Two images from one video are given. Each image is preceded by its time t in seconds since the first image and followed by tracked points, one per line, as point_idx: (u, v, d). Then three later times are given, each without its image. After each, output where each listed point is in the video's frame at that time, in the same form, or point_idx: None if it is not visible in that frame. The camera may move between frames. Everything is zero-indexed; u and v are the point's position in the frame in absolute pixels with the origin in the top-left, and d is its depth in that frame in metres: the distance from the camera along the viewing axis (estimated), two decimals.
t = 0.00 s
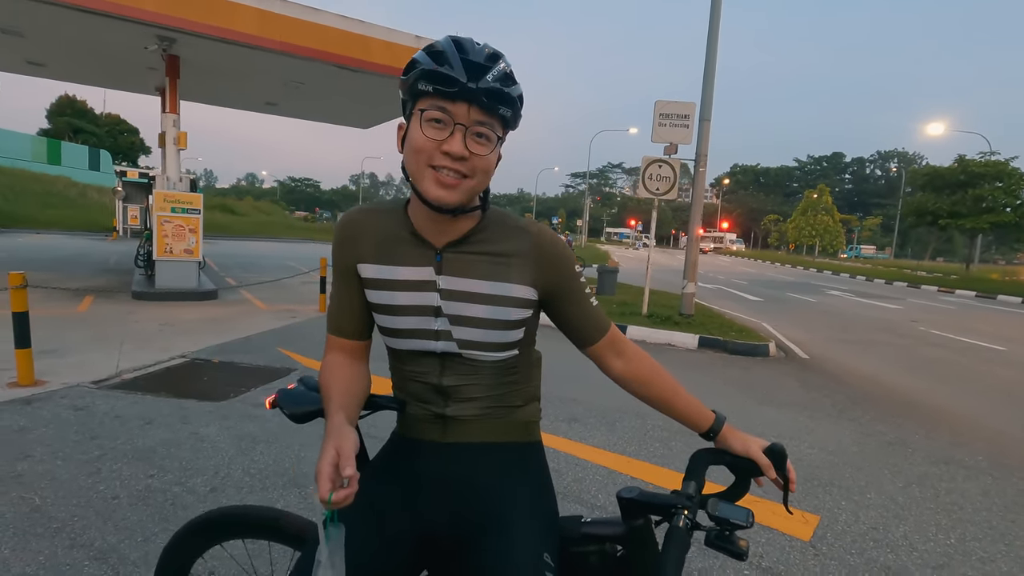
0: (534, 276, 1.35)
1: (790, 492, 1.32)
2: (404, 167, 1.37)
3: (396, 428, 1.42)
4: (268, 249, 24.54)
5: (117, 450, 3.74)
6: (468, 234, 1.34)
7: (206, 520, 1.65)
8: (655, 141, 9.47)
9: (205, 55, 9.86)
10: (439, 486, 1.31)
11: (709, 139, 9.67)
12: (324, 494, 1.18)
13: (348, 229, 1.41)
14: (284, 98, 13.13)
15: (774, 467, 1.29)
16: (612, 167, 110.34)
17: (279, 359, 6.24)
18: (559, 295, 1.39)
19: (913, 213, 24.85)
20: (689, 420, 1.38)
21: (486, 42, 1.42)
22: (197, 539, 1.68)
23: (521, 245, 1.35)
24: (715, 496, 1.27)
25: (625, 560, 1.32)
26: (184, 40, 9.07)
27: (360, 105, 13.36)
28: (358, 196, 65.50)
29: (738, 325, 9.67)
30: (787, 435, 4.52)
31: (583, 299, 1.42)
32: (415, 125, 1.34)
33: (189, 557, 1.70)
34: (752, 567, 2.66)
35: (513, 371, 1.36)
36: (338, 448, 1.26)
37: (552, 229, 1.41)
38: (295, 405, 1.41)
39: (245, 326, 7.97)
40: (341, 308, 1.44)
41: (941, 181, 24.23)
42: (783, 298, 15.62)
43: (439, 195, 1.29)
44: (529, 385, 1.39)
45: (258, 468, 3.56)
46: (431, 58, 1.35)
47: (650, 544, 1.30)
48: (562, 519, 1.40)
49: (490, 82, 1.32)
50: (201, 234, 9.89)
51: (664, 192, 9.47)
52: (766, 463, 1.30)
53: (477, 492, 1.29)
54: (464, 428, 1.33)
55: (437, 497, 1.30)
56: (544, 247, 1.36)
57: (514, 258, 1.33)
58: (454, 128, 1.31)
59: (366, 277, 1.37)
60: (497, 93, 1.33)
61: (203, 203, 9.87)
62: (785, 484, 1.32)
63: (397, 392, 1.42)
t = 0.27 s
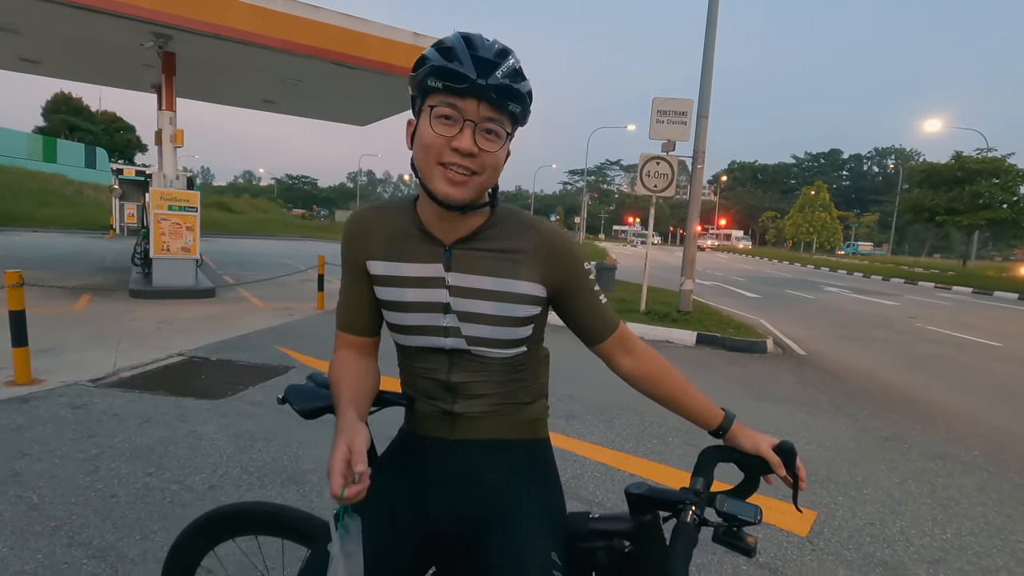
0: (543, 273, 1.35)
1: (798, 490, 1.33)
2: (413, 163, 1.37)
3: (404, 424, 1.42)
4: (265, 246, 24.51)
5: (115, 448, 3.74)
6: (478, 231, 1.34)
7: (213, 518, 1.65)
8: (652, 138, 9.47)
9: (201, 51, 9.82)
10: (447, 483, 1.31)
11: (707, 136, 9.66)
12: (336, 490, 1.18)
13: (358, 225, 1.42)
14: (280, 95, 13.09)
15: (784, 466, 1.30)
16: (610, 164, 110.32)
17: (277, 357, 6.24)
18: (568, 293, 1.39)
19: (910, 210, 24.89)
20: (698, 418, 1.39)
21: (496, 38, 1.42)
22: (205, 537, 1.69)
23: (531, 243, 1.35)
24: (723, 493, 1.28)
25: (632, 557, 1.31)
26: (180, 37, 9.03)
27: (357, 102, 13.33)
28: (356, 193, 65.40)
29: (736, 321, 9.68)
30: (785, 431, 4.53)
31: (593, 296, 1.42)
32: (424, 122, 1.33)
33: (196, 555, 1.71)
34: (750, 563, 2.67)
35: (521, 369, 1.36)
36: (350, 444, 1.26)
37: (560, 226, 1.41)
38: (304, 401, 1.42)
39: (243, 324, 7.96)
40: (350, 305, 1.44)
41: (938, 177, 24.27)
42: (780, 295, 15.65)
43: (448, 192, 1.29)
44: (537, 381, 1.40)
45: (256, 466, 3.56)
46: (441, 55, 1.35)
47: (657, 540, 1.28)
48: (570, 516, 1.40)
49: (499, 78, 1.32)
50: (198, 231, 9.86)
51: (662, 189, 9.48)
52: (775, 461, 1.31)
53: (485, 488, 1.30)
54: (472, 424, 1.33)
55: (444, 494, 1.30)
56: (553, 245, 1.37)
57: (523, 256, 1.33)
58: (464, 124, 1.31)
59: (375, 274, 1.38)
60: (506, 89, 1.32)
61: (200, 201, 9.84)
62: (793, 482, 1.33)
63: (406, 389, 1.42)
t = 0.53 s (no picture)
0: (548, 270, 1.36)
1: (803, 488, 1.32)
2: (419, 159, 1.36)
3: (406, 422, 1.42)
4: (263, 243, 24.46)
5: (114, 445, 3.74)
6: (483, 228, 1.35)
7: (215, 515, 1.65)
8: (650, 134, 9.47)
9: (198, 47, 9.79)
10: (450, 480, 1.32)
11: (705, 132, 9.66)
12: (345, 487, 1.20)
13: (362, 222, 1.42)
14: (278, 91, 13.05)
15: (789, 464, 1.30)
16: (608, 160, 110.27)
17: (276, 354, 6.24)
18: (571, 290, 1.40)
19: (907, 206, 24.92)
20: (700, 415, 1.39)
21: (503, 35, 1.42)
22: (207, 535, 1.69)
23: (537, 240, 1.36)
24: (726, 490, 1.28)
25: (635, 554, 1.31)
26: (175, 33, 9.00)
27: (354, 98, 13.29)
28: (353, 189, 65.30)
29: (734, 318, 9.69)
30: (783, 427, 4.55)
31: (598, 294, 1.43)
32: (431, 117, 1.33)
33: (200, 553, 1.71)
34: (748, 558, 2.68)
35: (524, 366, 1.37)
36: (358, 442, 1.27)
37: (563, 223, 1.42)
38: (305, 398, 1.42)
39: (241, 321, 7.95)
40: (352, 301, 1.44)
41: (935, 173, 24.30)
42: (778, 291, 15.67)
43: (455, 188, 1.30)
44: (540, 379, 1.41)
45: (255, 463, 3.57)
46: (449, 50, 1.35)
47: (661, 537, 1.29)
48: (572, 513, 1.41)
49: (508, 75, 1.32)
50: (195, 228, 9.84)
51: (660, 185, 9.47)
52: (780, 458, 1.29)
53: (488, 485, 1.30)
54: (475, 421, 1.34)
55: (448, 492, 1.31)
56: (557, 241, 1.37)
57: (528, 253, 1.35)
58: (471, 120, 1.31)
59: (379, 271, 1.38)
60: (514, 86, 1.33)
61: (197, 198, 9.82)
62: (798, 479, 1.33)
63: (408, 387, 1.42)
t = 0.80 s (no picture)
0: (535, 264, 1.36)
1: (786, 479, 1.33)
2: (404, 152, 1.36)
3: (392, 418, 1.42)
4: (258, 239, 24.39)
5: (110, 442, 3.73)
6: (469, 222, 1.35)
7: (212, 508, 1.66)
8: (646, 129, 9.47)
9: (191, 42, 9.74)
10: (437, 475, 1.32)
11: (701, 127, 9.67)
12: (333, 485, 1.20)
13: (347, 217, 1.41)
14: (272, 86, 13.00)
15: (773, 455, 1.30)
16: (604, 155, 110.24)
17: (272, 350, 6.23)
18: (557, 285, 1.40)
19: (902, 200, 25.00)
20: (686, 409, 1.40)
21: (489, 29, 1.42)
22: (201, 528, 1.69)
23: (524, 235, 1.36)
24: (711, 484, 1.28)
25: (621, 548, 1.32)
26: (169, 27, 8.94)
27: (350, 94, 13.25)
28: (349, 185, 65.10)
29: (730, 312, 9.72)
30: (778, 420, 4.57)
31: (583, 289, 1.44)
32: (416, 110, 1.33)
33: (193, 543, 1.72)
34: (743, 550, 2.70)
35: (510, 360, 1.37)
36: (344, 438, 1.27)
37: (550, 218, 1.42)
38: (288, 397, 1.42)
39: (236, 317, 7.93)
40: (337, 297, 1.44)
41: (930, 168, 24.40)
42: (774, 285, 15.71)
43: (440, 181, 1.30)
44: (526, 374, 1.41)
45: (251, 459, 3.57)
46: (434, 43, 1.35)
47: (646, 531, 1.30)
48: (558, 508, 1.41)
49: (493, 67, 1.32)
50: (191, 224, 9.80)
51: (656, 180, 9.48)
52: (764, 450, 1.31)
53: (474, 480, 1.31)
54: (462, 416, 1.34)
55: (434, 486, 1.32)
56: (544, 236, 1.38)
57: (515, 247, 1.35)
58: (456, 113, 1.31)
59: (365, 266, 1.38)
60: (499, 78, 1.33)
61: (192, 194, 9.78)
62: (783, 472, 1.33)
63: (394, 383, 1.43)
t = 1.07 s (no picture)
0: (514, 266, 1.37)
1: (767, 478, 1.35)
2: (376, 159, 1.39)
3: (375, 419, 1.43)
4: (255, 241, 24.35)
5: (107, 446, 3.72)
6: (449, 224, 1.36)
7: (203, 508, 1.66)
8: (643, 130, 9.48)
9: (188, 44, 9.72)
10: (419, 477, 1.32)
11: (698, 128, 9.69)
12: (311, 491, 1.18)
13: (328, 220, 1.43)
14: (269, 88, 12.99)
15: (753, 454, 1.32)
16: (601, 156, 110.37)
17: (270, 352, 6.22)
18: (537, 286, 1.41)
19: (898, 200, 25.07)
20: (668, 409, 1.41)
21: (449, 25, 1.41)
22: (191, 528, 1.70)
23: (501, 237, 1.37)
24: (691, 483, 1.29)
25: (602, 547, 1.33)
26: (165, 30, 8.93)
27: (346, 95, 13.25)
28: (346, 187, 65.00)
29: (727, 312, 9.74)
30: (775, 420, 4.58)
31: (563, 289, 1.44)
32: (379, 116, 1.35)
33: (182, 543, 1.73)
34: (741, 550, 2.70)
35: (492, 361, 1.38)
36: (322, 443, 1.27)
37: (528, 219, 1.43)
38: (270, 400, 1.44)
39: (234, 320, 7.92)
40: (318, 299, 1.44)
41: (925, 168, 24.50)
42: (771, 286, 15.74)
43: (403, 183, 1.31)
44: (509, 374, 1.41)
45: (249, 462, 3.56)
46: (391, 48, 1.37)
47: (626, 529, 1.32)
48: (541, 507, 1.41)
49: (444, 64, 1.31)
50: (188, 227, 9.78)
51: (654, 181, 9.48)
52: (744, 449, 1.32)
53: (456, 481, 1.31)
54: (444, 417, 1.35)
55: (416, 489, 1.32)
56: (520, 237, 1.38)
57: (493, 249, 1.35)
58: (414, 114, 1.31)
59: (346, 269, 1.39)
60: (453, 73, 1.31)
61: (189, 196, 9.77)
62: (763, 470, 1.35)
63: (377, 384, 1.43)
